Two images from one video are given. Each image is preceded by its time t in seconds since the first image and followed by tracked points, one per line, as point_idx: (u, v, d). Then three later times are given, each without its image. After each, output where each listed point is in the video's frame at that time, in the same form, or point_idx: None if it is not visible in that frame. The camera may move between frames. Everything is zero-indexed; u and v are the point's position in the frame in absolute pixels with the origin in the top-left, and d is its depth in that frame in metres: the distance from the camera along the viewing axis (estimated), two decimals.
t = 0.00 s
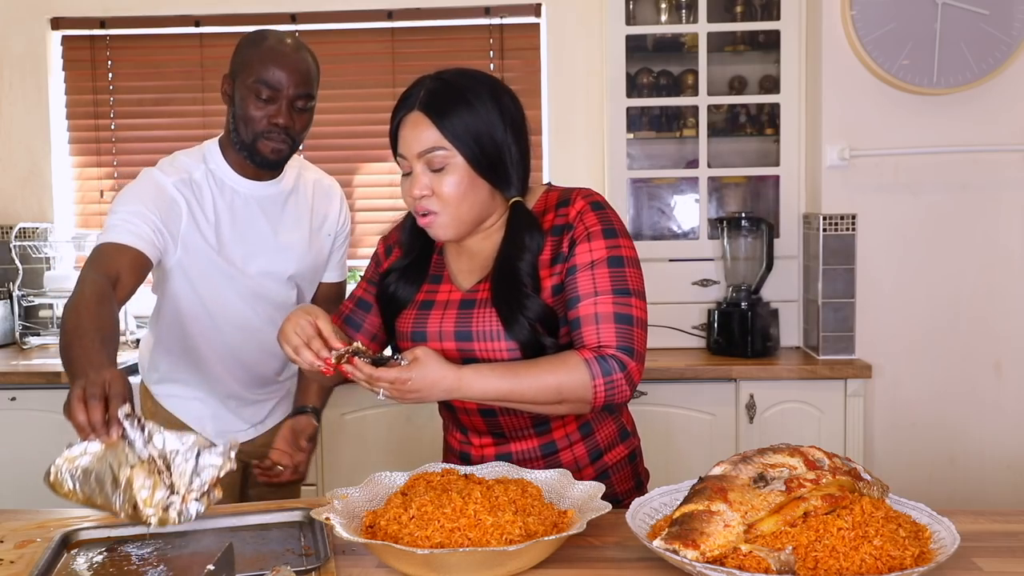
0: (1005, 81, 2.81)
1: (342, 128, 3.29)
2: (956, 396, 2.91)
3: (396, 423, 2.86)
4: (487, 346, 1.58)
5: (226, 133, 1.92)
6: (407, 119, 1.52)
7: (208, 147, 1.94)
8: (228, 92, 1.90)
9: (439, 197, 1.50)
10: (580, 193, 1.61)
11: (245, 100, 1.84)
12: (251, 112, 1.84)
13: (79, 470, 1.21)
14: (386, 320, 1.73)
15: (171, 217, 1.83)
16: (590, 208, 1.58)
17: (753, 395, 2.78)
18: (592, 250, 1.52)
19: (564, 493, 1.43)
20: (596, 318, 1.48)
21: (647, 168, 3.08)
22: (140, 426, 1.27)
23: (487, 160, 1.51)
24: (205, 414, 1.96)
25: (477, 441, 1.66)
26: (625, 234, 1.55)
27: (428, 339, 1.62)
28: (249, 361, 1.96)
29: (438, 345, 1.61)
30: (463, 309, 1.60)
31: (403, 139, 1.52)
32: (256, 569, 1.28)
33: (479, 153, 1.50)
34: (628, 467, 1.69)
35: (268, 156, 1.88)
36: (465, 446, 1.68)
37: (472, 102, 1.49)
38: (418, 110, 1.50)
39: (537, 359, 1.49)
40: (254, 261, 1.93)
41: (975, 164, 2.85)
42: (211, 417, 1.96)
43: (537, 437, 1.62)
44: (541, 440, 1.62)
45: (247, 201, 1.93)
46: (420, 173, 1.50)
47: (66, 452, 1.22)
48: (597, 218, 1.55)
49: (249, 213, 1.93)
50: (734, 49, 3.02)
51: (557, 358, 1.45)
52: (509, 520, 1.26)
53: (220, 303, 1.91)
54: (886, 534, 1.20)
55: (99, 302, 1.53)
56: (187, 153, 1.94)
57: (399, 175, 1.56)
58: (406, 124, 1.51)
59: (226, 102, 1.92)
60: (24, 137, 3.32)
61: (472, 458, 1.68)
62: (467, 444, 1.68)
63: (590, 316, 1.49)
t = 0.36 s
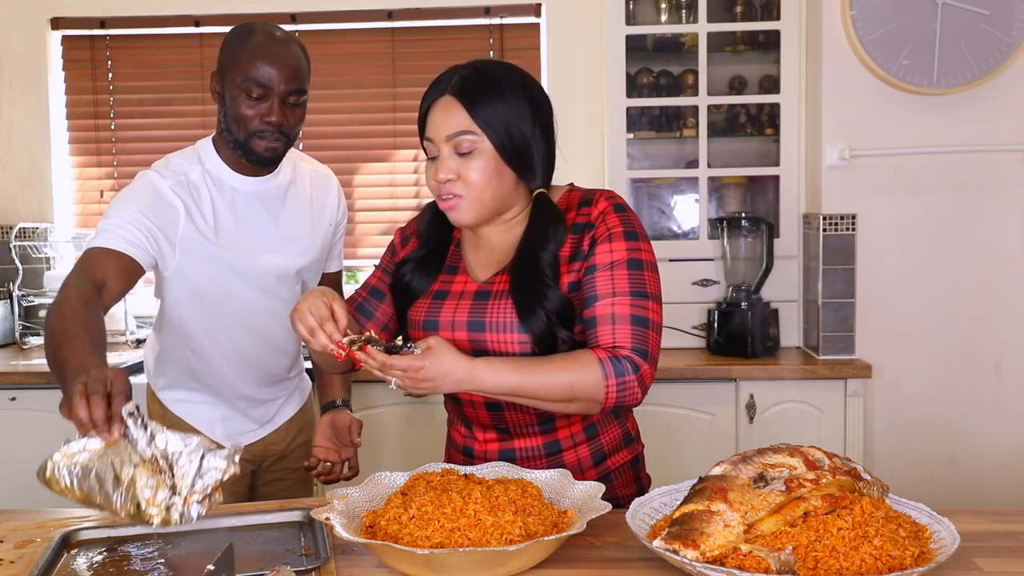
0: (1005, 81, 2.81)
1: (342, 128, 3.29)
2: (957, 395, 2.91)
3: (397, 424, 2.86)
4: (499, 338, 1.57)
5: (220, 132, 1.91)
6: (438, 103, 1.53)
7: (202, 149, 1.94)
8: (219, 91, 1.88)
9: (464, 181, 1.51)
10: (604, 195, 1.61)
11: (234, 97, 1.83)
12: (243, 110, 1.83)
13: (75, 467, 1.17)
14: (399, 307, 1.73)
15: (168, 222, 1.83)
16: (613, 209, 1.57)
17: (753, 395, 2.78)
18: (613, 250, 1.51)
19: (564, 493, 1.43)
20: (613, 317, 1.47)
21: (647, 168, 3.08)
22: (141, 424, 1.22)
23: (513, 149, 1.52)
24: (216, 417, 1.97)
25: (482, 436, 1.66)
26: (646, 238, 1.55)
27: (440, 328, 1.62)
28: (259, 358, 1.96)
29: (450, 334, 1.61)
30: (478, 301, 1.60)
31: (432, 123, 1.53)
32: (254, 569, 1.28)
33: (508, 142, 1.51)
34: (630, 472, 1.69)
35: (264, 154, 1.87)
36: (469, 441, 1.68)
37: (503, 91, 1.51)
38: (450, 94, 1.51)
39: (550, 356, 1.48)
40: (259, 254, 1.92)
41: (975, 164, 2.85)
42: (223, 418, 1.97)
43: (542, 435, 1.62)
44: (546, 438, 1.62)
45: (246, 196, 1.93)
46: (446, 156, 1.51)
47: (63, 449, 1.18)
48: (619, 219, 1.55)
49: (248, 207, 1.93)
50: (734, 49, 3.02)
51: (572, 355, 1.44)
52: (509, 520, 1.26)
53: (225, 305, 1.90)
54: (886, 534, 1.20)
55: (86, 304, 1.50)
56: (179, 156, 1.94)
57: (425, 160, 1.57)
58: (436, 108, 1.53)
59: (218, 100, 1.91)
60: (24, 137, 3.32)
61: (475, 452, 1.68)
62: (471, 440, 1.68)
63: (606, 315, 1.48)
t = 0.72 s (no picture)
0: (1005, 81, 2.81)
1: (342, 128, 3.29)
2: (957, 395, 2.91)
3: (397, 423, 2.86)
4: (484, 336, 1.56)
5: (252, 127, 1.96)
6: (424, 105, 1.52)
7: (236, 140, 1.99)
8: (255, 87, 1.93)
9: (452, 185, 1.50)
10: (592, 197, 1.61)
11: (270, 96, 1.88)
12: (276, 107, 1.88)
13: (79, 289, 1.38)
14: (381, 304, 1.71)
15: (180, 201, 1.90)
16: (602, 213, 1.57)
17: (753, 395, 2.78)
18: (605, 254, 1.51)
19: (564, 493, 1.43)
20: (606, 322, 1.48)
21: (647, 168, 3.08)
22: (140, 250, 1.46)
23: (501, 151, 1.51)
24: (240, 410, 1.98)
25: (461, 435, 1.65)
26: (635, 242, 1.55)
27: (423, 325, 1.61)
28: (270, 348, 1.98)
29: (433, 331, 1.60)
30: (463, 298, 1.59)
31: (418, 125, 1.52)
32: (254, 569, 1.27)
33: (495, 145, 1.50)
34: (608, 474, 1.69)
35: (293, 151, 1.91)
36: (447, 440, 1.67)
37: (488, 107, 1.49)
38: (435, 97, 1.50)
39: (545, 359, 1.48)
40: (276, 248, 1.96)
41: (975, 164, 2.85)
42: (247, 412, 1.98)
43: (522, 435, 1.61)
44: (526, 437, 1.62)
45: (272, 189, 1.96)
46: (434, 160, 1.50)
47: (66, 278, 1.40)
48: (608, 223, 1.55)
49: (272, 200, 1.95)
50: (734, 49, 3.02)
51: (567, 359, 1.45)
52: (509, 520, 1.26)
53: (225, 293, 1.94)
54: (886, 533, 1.20)
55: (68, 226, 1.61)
56: (216, 145, 2.00)
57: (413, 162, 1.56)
58: (423, 110, 1.52)
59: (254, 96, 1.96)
60: (24, 137, 3.32)
61: (453, 452, 1.66)
62: (450, 439, 1.67)
63: (599, 319, 1.48)
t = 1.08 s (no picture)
0: (1006, 81, 2.81)
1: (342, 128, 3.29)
2: (956, 395, 2.91)
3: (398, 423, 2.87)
4: (437, 344, 1.50)
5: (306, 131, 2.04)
6: (357, 110, 1.42)
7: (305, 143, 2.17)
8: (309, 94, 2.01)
9: (392, 191, 1.40)
10: (537, 199, 1.55)
11: (310, 107, 1.93)
12: (313, 114, 1.93)
13: (112, 191, 1.63)
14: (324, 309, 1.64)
15: (233, 189, 2.18)
16: (549, 216, 1.51)
17: (753, 395, 2.78)
18: (554, 258, 1.46)
19: (564, 493, 1.43)
20: (558, 326, 1.43)
21: (647, 168, 3.08)
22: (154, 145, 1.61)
23: (438, 154, 1.41)
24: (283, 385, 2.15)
25: (415, 445, 1.62)
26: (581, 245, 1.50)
27: (372, 336, 1.54)
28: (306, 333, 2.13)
29: (383, 342, 1.53)
30: (412, 306, 1.52)
31: (353, 131, 1.42)
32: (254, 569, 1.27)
33: (432, 148, 1.41)
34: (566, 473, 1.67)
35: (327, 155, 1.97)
36: (401, 450, 1.63)
37: (423, 97, 1.39)
38: (368, 102, 1.40)
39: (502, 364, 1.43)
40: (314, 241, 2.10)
41: (975, 164, 2.85)
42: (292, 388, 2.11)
43: (477, 439, 1.58)
44: (481, 442, 1.59)
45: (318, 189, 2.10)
46: (371, 167, 1.40)
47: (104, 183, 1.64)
48: (556, 227, 1.49)
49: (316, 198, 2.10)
50: (734, 49, 3.02)
51: (521, 364, 1.40)
52: (509, 520, 1.26)
53: (272, 287, 2.13)
54: (886, 533, 1.20)
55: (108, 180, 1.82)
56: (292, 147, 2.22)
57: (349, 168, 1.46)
58: (356, 116, 1.42)
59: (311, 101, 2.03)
60: (24, 137, 3.32)
61: (408, 462, 1.63)
62: (404, 448, 1.63)
63: (551, 323, 1.43)
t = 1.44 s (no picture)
0: (1006, 81, 2.81)
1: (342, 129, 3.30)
2: (956, 395, 2.91)
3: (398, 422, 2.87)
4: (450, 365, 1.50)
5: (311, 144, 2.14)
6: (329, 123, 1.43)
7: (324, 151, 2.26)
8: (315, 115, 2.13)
9: (355, 202, 1.40)
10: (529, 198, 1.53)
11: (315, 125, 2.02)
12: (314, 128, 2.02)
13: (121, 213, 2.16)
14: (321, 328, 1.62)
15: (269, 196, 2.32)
16: (543, 216, 1.50)
17: (753, 395, 2.78)
18: (553, 260, 1.45)
19: (564, 493, 1.43)
20: (565, 328, 1.42)
21: (647, 168, 3.08)
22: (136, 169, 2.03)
23: (400, 164, 1.39)
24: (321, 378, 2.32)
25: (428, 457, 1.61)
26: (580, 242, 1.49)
27: (382, 362, 1.53)
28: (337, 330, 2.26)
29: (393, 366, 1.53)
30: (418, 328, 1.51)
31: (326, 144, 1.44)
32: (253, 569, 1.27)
33: (393, 158, 1.38)
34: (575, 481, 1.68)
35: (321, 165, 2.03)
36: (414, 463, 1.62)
37: (387, 106, 1.38)
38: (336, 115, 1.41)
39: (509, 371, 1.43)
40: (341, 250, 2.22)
41: (975, 164, 2.85)
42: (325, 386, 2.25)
43: (490, 450, 1.59)
44: (493, 452, 1.59)
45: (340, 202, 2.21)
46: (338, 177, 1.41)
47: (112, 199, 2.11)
48: (552, 227, 1.48)
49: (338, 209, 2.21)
50: (734, 49, 3.02)
51: (527, 371, 1.40)
52: (509, 520, 1.26)
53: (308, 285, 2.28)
54: (886, 533, 1.20)
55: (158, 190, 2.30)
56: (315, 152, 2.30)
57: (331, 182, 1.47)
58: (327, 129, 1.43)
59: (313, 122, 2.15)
60: (23, 137, 3.32)
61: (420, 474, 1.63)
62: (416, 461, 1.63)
63: (557, 327, 1.43)
